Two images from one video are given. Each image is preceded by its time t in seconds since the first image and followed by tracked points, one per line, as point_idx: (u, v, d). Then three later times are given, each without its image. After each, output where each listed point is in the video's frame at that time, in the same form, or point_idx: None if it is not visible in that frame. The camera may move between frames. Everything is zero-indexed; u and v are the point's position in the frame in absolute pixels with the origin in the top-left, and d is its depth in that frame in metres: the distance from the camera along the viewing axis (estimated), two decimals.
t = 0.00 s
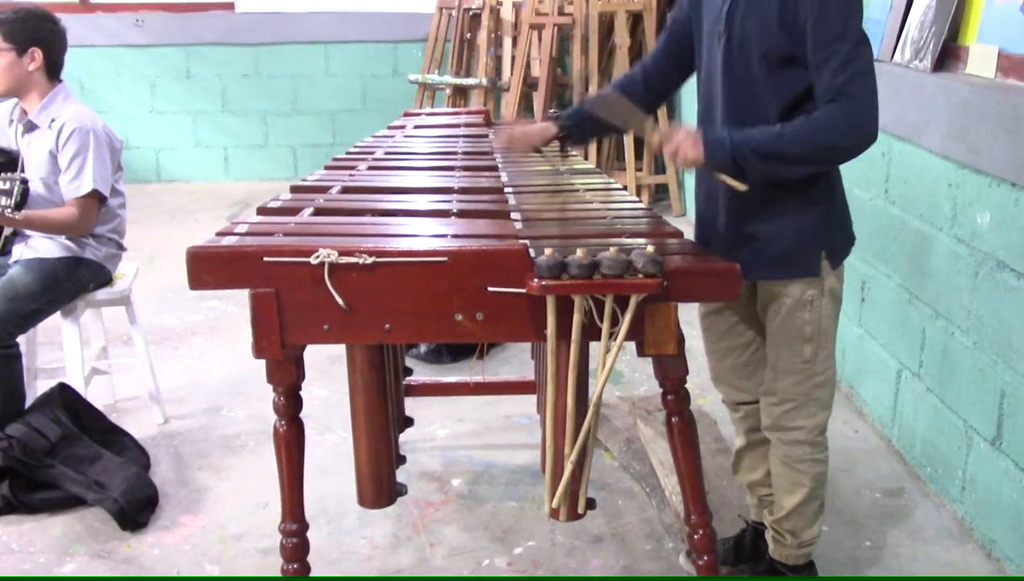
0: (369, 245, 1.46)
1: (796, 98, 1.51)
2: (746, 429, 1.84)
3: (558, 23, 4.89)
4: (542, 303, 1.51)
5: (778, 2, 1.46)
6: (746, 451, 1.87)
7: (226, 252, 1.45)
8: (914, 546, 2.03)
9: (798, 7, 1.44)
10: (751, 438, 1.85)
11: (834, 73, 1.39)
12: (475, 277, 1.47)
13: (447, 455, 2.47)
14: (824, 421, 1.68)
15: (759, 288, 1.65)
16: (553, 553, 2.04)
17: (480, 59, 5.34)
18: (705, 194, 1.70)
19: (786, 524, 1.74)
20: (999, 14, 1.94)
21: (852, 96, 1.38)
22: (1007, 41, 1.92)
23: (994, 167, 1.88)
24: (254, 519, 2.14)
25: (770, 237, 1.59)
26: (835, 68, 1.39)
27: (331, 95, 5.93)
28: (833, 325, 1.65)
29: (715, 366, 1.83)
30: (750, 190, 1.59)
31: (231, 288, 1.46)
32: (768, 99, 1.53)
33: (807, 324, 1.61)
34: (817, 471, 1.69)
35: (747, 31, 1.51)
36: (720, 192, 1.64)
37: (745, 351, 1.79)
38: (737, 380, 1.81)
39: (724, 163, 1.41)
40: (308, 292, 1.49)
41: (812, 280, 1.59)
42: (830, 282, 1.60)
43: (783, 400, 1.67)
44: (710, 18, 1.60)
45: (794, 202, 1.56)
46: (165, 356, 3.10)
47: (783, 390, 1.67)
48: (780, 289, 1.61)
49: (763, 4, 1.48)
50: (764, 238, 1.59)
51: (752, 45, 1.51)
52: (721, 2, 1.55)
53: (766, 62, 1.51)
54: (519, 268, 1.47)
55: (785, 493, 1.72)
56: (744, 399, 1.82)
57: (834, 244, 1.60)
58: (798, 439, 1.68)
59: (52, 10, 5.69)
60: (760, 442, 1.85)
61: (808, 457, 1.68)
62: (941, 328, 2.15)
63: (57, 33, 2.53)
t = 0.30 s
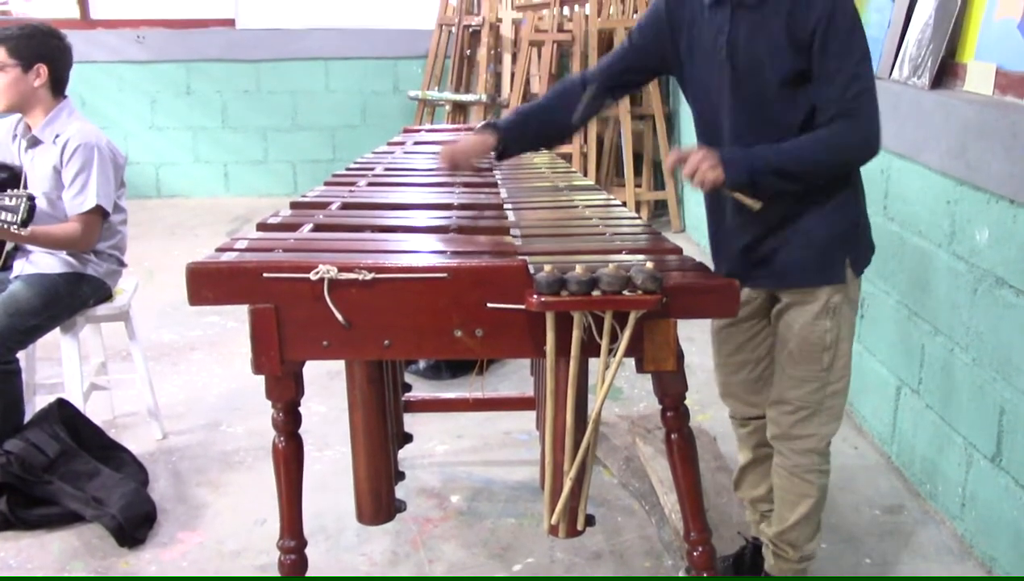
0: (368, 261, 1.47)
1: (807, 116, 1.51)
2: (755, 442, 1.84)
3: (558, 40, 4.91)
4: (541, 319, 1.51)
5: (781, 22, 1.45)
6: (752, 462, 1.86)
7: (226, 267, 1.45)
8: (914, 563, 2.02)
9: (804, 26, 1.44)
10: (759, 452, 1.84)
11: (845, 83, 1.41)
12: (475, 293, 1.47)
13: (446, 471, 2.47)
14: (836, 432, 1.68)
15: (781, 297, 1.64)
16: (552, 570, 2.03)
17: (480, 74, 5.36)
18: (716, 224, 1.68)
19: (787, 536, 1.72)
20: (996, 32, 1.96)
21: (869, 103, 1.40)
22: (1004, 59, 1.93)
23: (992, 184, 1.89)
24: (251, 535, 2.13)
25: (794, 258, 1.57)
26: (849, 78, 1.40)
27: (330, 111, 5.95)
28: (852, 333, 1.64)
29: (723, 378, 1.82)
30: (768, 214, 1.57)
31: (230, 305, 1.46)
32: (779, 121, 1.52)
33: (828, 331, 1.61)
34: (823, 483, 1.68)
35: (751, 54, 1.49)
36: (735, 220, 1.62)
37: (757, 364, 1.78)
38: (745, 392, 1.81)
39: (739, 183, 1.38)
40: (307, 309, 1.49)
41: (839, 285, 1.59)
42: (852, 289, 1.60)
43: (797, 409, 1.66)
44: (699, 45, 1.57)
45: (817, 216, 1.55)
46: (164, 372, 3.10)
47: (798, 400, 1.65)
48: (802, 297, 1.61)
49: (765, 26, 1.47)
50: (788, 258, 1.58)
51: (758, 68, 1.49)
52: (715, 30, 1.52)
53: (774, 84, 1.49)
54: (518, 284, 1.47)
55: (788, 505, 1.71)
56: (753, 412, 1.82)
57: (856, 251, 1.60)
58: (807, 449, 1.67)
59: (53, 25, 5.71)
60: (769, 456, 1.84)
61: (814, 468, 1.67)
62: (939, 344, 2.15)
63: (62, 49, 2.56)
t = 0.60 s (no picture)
0: (367, 277, 1.47)
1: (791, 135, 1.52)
2: (746, 466, 1.83)
3: (557, 57, 4.93)
4: (541, 336, 1.50)
5: (767, 39, 1.48)
6: (749, 486, 1.86)
7: (226, 283, 1.45)
8: None
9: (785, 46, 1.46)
10: (750, 475, 1.84)
11: (826, 114, 1.40)
12: (475, 309, 1.47)
13: (444, 488, 2.46)
14: (841, 462, 1.66)
15: (763, 325, 1.64)
16: None
17: (479, 91, 5.38)
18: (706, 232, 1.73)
19: (804, 568, 1.70)
20: (995, 50, 1.97)
21: (849, 140, 1.38)
22: (1002, 76, 1.94)
23: (991, 200, 1.89)
24: (249, 552, 2.13)
25: (770, 275, 1.60)
26: (831, 108, 1.40)
27: (330, 126, 5.97)
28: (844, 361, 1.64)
29: (715, 405, 1.82)
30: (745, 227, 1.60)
31: (231, 320, 1.46)
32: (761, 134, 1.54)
33: (820, 362, 1.60)
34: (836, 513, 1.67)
35: (738, 64, 1.54)
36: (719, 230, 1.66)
37: (745, 389, 1.78)
38: (734, 417, 1.81)
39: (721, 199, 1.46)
40: (307, 325, 1.49)
41: (818, 315, 1.60)
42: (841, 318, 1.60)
43: (799, 443, 1.65)
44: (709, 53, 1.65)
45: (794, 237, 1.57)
46: (163, 388, 3.10)
47: (801, 434, 1.64)
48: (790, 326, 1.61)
49: (753, 39, 1.51)
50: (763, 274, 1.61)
51: (744, 79, 1.54)
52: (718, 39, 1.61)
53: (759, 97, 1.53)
54: (518, 300, 1.47)
55: (802, 538, 1.69)
56: (745, 437, 1.81)
57: (838, 279, 1.60)
58: (816, 481, 1.65)
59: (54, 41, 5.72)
60: (760, 479, 1.84)
61: (828, 499, 1.66)
62: (939, 361, 2.16)
63: (61, 66, 2.57)
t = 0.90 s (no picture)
0: (367, 293, 1.47)
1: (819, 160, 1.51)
2: (751, 481, 1.83)
3: (557, 74, 4.94)
4: (541, 353, 1.50)
5: (806, 64, 1.47)
6: (754, 501, 1.86)
7: (225, 299, 1.46)
8: None
9: (829, 70, 1.44)
10: (756, 489, 1.84)
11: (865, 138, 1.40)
12: (475, 325, 1.47)
13: (443, 504, 2.45)
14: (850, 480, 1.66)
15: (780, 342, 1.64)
16: None
17: (479, 107, 5.39)
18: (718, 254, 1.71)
19: None
20: (992, 68, 1.98)
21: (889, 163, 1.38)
22: (1000, 94, 1.95)
23: (990, 218, 1.90)
24: (247, 569, 2.12)
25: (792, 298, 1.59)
26: (876, 130, 1.39)
27: (331, 142, 5.98)
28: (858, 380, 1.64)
29: (722, 418, 1.81)
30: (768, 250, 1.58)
31: (229, 336, 1.46)
32: (788, 157, 1.53)
33: (834, 380, 1.60)
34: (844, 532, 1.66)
35: (768, 86, 1.52)
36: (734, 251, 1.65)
37: (754, 404, 1.77)
38: (741, 432, 1.80)
39: (782, 227, 1.35)
40: (306, 341, 1.49)
41: (838, 333, 1.59)
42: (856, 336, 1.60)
43: (809, 461, 1.64)
44: (724, 72, 1.61)
45: (816, 260, 1.56)
46: (161, 404, 3.09)
47: (811, 451, 1.63)
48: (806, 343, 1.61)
49: (787, 62, 1.49)
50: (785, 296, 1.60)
51: (775, 102, 1.52)
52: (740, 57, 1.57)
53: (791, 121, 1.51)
54: (518, 317, 1.47)
55: (809, 556, 1.68)
56: (752, 452, 1.81)
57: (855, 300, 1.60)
58: (825, 499, 1.65)
59: (55, 57, 5.74)
60: (765, 494, 1.84)
61: (835, 518, 1.66)
62: (938, 377, 2.16)
63: (63, 82, 2.57)
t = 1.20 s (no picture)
0: (366, 308, 1.47)
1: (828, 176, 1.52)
2: (751, 500, 1.82)
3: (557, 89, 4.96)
4: (541, 369, 1.50)
5: (825, 78, 1.48)
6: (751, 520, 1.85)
7: (223, 315, 1.46)
8: None
9: (847, 85, 1.46)
10: (755, 509, 1.83)
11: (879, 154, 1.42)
12: (475, 341, 1.47)
13: (442, 520, 2.45)
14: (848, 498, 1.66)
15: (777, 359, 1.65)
16: None
17: (479, 121, 5.41)
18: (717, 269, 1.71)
19: None
20: (989, 84, 1.99)
21: (898, 180, 1.41)
22: (997, 110, 1.96)
23: (988, 233, 1.90)
24: None
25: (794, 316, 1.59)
26: (894, 146, 1.41)
27: (331, 157, 6.00)
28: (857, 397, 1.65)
29: (720, 439, 1.80)
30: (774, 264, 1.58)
31: (229, 351, 1.46)
32: (799, 172, 1.53)
33: (833, 397, 1.61)
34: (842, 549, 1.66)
35: (785, 99, 1.52)
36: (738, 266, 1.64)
37: (753, 424, 1.76)
38: (739, 451, 1.79)
39: (805, 245, 1.36)
40: (306, 357, 1.49)
41: (839, 349, 1.61)
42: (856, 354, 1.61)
43: (807, 478, 1.64)
44: (735, 86, 1.61)
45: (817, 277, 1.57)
46: (159, 419, 3.09)
47: (810, 467, 1.63)
48: (806, 362, 1.62)
49: (807, 75, 1.50)
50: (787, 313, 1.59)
51: (791, 116, 1.52)
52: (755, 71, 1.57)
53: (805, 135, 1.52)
54: (518, 332, 1.47)
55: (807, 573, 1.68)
56: (749, 470, 1.80)
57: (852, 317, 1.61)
58: (823, 516, 1.64)
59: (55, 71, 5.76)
60: (764, 513, 1.83)
61: (834, 535, 1.65)
62: (938, 393, 2.15)
63: (62, 98, 2.58)
